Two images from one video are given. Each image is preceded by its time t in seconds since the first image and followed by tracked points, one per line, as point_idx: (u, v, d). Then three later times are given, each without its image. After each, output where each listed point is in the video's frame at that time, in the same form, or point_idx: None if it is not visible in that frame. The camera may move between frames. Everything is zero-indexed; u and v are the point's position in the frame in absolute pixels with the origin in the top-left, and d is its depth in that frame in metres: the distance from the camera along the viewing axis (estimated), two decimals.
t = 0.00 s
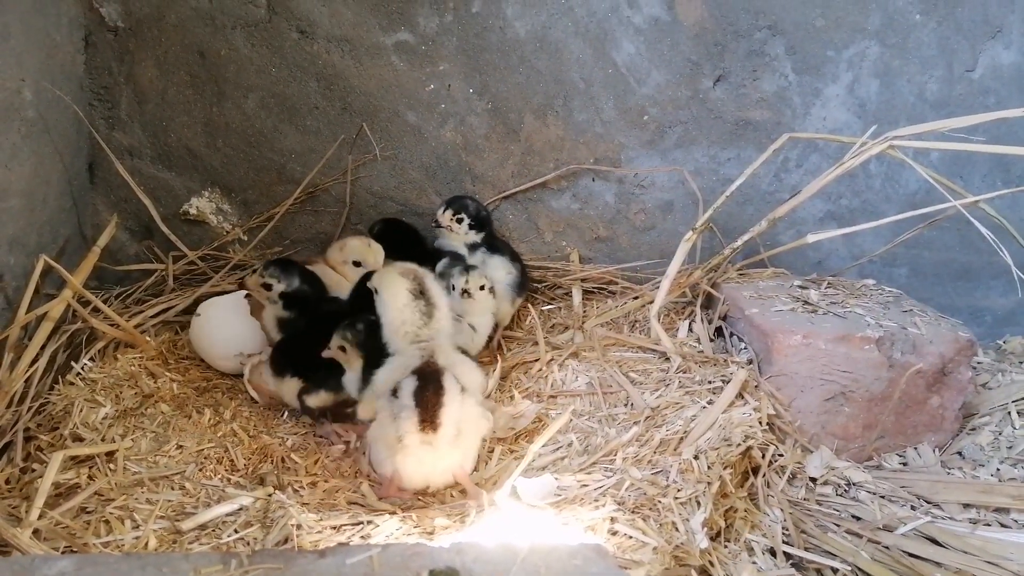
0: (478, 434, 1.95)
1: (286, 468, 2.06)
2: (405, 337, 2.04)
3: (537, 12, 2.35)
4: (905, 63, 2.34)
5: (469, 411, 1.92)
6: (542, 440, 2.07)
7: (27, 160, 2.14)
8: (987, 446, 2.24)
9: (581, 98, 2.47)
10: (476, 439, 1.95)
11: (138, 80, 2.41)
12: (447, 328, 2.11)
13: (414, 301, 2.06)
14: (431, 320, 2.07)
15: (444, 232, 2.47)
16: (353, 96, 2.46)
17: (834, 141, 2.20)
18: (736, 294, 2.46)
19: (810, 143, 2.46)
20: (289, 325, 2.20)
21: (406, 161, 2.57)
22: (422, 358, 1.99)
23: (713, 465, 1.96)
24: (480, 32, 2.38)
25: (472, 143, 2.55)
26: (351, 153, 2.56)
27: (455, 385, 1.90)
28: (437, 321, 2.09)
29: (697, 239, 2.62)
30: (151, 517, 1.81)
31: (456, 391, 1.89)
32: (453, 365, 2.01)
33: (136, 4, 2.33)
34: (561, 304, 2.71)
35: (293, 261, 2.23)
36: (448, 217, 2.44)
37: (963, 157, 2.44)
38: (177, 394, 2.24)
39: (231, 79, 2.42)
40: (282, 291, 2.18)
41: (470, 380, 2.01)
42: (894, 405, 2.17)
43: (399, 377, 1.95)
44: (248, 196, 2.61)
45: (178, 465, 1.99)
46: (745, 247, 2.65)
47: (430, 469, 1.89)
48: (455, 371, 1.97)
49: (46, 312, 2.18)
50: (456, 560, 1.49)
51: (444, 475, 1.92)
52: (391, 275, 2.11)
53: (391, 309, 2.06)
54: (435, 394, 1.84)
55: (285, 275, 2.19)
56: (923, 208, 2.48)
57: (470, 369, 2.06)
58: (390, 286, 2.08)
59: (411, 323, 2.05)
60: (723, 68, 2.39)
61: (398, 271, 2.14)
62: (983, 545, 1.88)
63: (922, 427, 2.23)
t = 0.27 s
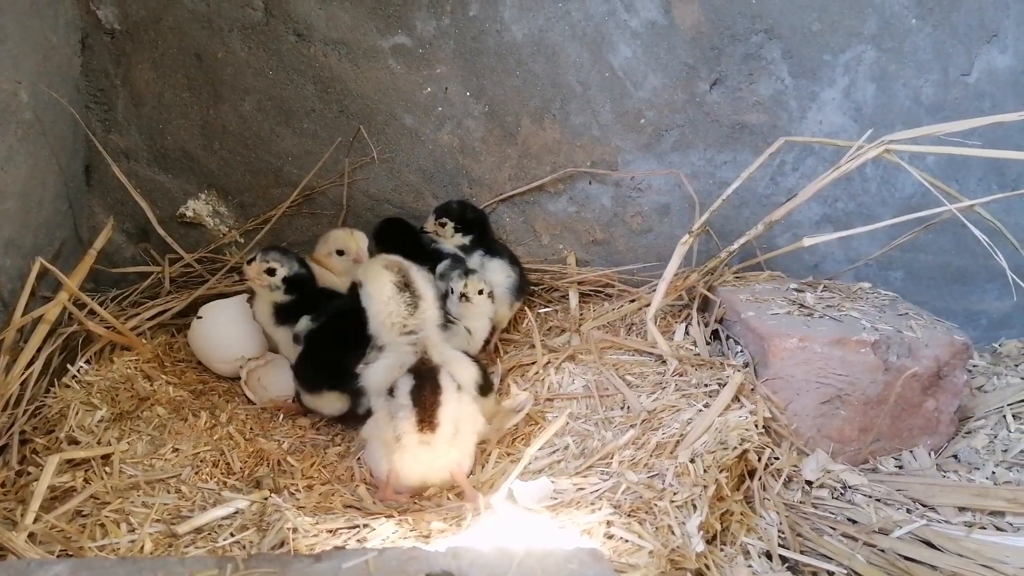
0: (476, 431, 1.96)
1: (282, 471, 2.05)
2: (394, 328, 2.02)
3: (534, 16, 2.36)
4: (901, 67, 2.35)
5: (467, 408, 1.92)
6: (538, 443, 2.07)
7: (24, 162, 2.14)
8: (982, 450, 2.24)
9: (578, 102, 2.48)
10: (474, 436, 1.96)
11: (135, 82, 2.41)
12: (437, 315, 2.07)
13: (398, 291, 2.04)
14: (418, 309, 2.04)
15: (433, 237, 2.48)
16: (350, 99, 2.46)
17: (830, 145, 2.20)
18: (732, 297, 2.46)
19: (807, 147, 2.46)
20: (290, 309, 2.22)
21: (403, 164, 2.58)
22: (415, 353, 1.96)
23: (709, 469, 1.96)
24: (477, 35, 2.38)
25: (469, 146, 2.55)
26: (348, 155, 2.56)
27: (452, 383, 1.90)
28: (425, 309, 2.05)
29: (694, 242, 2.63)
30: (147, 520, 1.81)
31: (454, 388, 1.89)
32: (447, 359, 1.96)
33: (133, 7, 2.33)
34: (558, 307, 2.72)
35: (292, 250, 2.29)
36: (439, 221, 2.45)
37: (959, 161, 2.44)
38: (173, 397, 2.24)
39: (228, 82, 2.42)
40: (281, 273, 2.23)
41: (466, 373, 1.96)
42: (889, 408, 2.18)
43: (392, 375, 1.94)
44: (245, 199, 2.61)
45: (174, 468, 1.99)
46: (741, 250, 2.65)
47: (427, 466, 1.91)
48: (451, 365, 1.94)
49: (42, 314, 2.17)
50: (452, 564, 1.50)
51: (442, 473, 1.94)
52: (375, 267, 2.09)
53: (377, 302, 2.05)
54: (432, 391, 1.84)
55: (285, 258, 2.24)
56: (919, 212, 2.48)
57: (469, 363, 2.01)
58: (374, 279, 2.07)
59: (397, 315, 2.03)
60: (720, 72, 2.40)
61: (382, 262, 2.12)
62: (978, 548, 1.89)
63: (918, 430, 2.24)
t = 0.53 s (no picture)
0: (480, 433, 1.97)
1: (280, 474, 2.05)
2: (384, 338, 2.05)
3: (532, 19, 2.36)
4: (898, 71, 2.36)
5: (474, 410, 1.93)
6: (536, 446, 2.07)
7: (22, 164, 2.13)
8: (979, 452, 2.25)
9: (576, 105, 2.48)
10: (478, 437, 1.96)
11: (133, 85, 2.41)
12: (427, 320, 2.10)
13: (386, 301, 2.06)
14: (407, 316, 2.07)
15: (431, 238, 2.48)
16: (348, 101, 2.47)
17: (827, 148, 2.21)
18: (730, 300, 2.46)
19: (804, 150, 2.47)
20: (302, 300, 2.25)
21: (401, 166, 2.58)
22: (416, 357, 1.97)
23: (706, 472, 1.96)
24: (475, 38, 2.39)
25: (467, 149, 2.56)
26: (346, 158, 2.56)
27: (459, 384, 1.91)
28: (413, 316, 2.08)
29: (691, 245, 2.63)
30: (144, 523, 1.81)
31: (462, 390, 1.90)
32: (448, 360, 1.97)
33: (131, 9, 2.33)
34: (556, 310, 2.72)
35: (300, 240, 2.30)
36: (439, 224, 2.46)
37: (955, 164, 2.45)
38: (170, 399, 2.24)
39: (226, 84, 2.42)
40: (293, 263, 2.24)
41: (468, 374, 1.98)
42: (886, 411, 2.18)
43: (397, 379, 1.93)
44: (243, 201, 2.61)
45: (171, 471, 1.99)
46: (738, 253, 2.66)
47: (433, 468, 1.90)
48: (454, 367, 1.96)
49: (40, 317, 2.17)
50: (450, 567, 1.50)
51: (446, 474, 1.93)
52: (360, 277, 2.11)
53: (365, 312, 2.07)
54: (443, 392, 1.85)
55: (296, 249, 2.25)
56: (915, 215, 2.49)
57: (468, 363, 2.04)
58: (359, 289, 2.09)
59: (387, 324, 2.05)
60: (717, 75, 2.41)
61: (361, 275, 2.13)
62: (975, 550, 1.90)
63: (915, 433, 2.24)
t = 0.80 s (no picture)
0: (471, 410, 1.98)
1: (281, 477, 2.05)
2: (366, 346, 2.04)
3: (532, 21, 2.36)
4: (898, 72, 2.36)
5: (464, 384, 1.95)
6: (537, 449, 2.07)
7: (22, 167, 2.13)
8: (981, 453, 2.24)
9: (576, 106, 2.48)
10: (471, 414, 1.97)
11: (133, 88, 2.41)
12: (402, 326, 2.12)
13: (367, 308, 2.05)
14: (383, 317, 2.07)
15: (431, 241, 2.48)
16: (349, 104, 2.47)
17: (828, 149, 2.21)
18: (731, 302, 2.46)
19: (804, 151, 2.47)
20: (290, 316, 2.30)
21: (401, 168, 2.58)
22: (395, 350, 1.99)
23: (708, 473, 1.96)
24: (475, 40, 2.39)
25: (468, 151, 2.56)
26: (346, 160, 2.56)
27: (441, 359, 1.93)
28: (392, 323, 2.09)
29: (692, 247, 2.63)
30: (145, 526, 1.81)
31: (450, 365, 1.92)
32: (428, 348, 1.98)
33: (132, 12, 2.33)
34: (557, 312, 2.72)
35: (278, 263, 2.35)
36: (441, 227, 2.47)
37: (956, 165, 2.45)
38: (171, 402, 2.23)
39: (226, 87, 2.42)
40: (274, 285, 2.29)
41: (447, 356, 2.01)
42: (888, 412, 2.18)
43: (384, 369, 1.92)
44: (243, 204, 2.61)
45: (172, 474, 1.98)
46: (739, 254, 2.66)
47: (441, 444, 1.90)
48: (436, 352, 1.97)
49: (41, 320, 2.17)
50: (451, 569, 1.50)
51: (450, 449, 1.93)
52: (338, 285, 2.08)
53: (344, 320, 2.04)
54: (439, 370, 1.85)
55: (276, 272, 2.31)
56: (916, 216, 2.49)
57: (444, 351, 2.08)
58: (337, 295, 2.05)
59: (367, 330, 2.05)
60: (717, 77, 2.41)
61: (334, 283, 2.10)
62: (978, 552, 1.89)
63: (917, 435, 2.24)
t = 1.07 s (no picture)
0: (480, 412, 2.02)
1: (284, 476, 2.05)
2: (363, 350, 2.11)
3: (534, 19, 2.36)
4: (902, 69, 2.35)
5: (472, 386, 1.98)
6: (541, 448, 2.06)
7: (25, 167, 2.14)
8: (986, 452, 2.23)
9: (579, 105, 2.48)
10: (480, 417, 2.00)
11: (136, 87, 2.42)
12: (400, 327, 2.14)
13: (360, 312, 2.11)
14: (379, 322, 2.11)
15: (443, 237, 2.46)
16: (351, 103, 2.47)
17: (831, 146, 2.20)
18: (735, 300, 2.46)
19: (808, 149, 2.46)
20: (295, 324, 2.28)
21: (404, 167, 2.58)
22: (403, 353, 2.01)
23: (711, 472, 1.96)
24: (477, 39, 2.38)
25: (470, 150, 2.55)
26: (349, 160, 2.56)
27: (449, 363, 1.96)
28: (387, 324, 2.12)
29: (695, 245, 2.63)
30: (148, 525, 1.81)
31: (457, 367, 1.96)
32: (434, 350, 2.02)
33: (134, 12, 2.33)
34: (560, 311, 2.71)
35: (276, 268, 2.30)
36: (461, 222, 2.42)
37: (960, 163, 2.44)
38: (174, 401, 2.23)
39: (229, 86, 2.43)
40: (277, 293, 2.24)
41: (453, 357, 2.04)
42: (892, 410, 2.17)
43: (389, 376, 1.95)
44: (246, 204, 2.61)
45: (175, 473, 1.98)
46: (742, 253, 2.65)
47: (451, 449, 1.92)
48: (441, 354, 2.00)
49: (44, 320, 2.18)
50: (454, 567, 1.49)
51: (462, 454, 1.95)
52: (330, 291, 2.13)
53: (338, 326, 2.11)
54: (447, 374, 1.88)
55: (277, 279, 2.26)
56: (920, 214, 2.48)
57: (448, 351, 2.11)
58: (329, 301, 2.11)
59: (362, 334, 2.11)
60: (720, 75, 2.40)
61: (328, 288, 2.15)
62: (982, 550, 1.88)
63: (921, 433, 2.23)
